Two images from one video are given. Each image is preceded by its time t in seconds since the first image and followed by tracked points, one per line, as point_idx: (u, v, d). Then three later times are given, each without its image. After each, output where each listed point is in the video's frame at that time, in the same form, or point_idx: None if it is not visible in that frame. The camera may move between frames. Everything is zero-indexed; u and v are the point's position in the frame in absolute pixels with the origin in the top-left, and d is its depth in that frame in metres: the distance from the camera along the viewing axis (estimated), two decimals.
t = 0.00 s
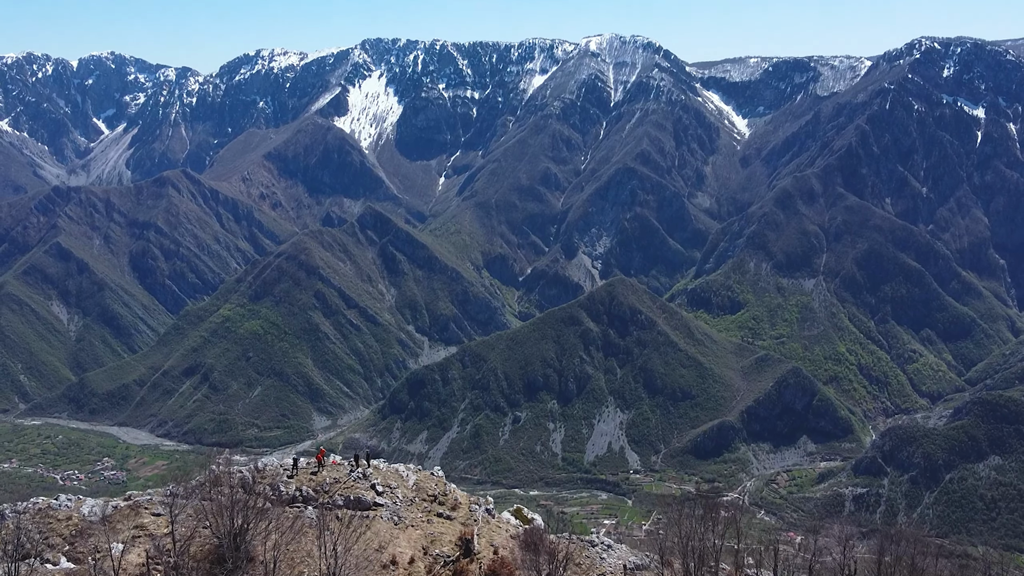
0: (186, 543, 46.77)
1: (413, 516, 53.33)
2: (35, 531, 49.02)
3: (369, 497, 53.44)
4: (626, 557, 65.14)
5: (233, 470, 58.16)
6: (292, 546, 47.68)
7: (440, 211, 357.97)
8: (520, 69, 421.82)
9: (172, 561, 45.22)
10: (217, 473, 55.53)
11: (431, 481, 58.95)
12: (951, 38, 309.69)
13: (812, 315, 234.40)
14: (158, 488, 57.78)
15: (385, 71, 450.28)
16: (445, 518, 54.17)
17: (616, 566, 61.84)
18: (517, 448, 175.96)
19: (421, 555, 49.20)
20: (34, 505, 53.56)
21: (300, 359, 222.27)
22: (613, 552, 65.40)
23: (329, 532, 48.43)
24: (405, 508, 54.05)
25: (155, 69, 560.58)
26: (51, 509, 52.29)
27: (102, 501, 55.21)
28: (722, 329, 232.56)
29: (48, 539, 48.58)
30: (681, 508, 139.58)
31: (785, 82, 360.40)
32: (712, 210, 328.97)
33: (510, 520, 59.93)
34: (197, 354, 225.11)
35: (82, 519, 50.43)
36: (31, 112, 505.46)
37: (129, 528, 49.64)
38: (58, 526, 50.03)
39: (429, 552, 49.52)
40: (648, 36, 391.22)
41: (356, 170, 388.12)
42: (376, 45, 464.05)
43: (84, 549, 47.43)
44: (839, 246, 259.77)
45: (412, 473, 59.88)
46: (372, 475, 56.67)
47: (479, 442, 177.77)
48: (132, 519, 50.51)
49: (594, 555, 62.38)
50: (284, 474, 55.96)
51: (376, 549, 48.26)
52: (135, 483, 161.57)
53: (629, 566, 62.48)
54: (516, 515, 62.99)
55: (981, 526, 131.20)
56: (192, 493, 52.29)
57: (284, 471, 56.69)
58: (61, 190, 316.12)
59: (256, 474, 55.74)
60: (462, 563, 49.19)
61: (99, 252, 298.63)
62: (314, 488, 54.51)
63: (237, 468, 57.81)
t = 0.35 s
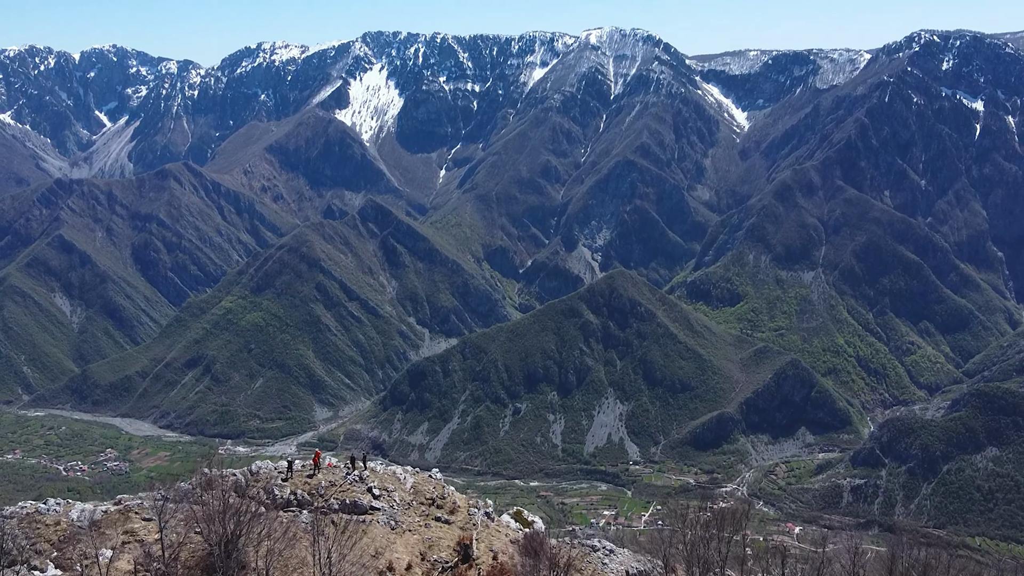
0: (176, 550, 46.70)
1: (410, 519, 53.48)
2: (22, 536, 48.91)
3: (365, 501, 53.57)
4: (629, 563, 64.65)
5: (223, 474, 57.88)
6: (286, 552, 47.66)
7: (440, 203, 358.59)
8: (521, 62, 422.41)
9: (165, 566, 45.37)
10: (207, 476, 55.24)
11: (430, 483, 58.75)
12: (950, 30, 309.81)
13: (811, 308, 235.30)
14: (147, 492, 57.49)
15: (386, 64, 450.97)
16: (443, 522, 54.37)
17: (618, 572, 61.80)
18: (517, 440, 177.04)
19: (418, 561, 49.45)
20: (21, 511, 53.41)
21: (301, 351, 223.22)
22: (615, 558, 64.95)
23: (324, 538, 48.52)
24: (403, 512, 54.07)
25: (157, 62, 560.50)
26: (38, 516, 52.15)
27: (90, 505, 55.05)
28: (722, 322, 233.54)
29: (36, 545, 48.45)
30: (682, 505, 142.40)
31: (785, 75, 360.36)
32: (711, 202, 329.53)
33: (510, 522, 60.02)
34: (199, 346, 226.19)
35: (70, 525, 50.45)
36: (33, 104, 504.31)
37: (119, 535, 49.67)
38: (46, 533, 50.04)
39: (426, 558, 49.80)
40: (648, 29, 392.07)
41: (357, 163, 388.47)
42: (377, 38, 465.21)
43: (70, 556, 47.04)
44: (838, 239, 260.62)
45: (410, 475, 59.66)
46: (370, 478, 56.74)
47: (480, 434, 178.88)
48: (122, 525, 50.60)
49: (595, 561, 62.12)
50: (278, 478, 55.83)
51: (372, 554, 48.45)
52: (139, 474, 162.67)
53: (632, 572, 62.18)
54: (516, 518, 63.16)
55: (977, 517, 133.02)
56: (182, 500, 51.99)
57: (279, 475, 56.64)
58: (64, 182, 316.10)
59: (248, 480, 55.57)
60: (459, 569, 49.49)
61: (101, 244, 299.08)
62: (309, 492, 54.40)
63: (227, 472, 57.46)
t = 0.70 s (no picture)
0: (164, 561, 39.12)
1: (407, 525, 45.06)
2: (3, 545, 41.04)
3: (360, 506, 45.05)
4: (633, 570, 57.72)
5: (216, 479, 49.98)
6: (278, 565, 40.02)
7: (441, 195, 359.56)
8: (521, 54, 423.26)
9: None
10: (200, 482, 47.21)
11: (427, 486, 49.83)
12: (950, 23, 309.95)
13: (810, 299, 236.07)
14: (137, 497, 49.54)
15: (387, 56, 451.21)
16: (440, 527, 45.85)
17: None
18: (517, 430, 178.09)
19: (416, 569, 41.40)
20: None
21: (302, 341, 224.15)
22: (618, 565, 58.03)
23: (317, 548, 40.12)
24: (399, 518, 45.42)
25: (158, 54, 560.95)
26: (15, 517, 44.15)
27: (76, 510, 47.01)
28: (721, 313, 234.59)
29: (19, 553, 40.59)
30: (682, 496, 144.34)
31: (784, 67, 360.53)
32: (711, 194, 329.95)
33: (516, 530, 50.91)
34: (201, 336, 227.20)
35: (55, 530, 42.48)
36: (35, 96, 503.79)
37: (106, 542, 41.76)
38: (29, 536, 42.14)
39: (424, 566, 41.68)
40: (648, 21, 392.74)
41: (358, 155, 389.35)
42: (378, 30, 465.51)
43: (56, 564, 39.32)
44: (837, 231, 261.32)
45: (405, 478, 50.53)
46: (364, 479, 47.99)
47: (480, 424, 179.89)
48: (110, 530, 42.70)
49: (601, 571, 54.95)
50: (272, 481, 47.21)
51: (367, 561, 40.68)
52: (143, 464, 163.85)
53: None
54: (515, 522, 56.33)
55: (974, 507, 134.01)
56: (173, 506, 44.04)
57: (271, 477, 47.96)
58: (66, 174, 316.18)
59: (241, 484, 47.27)
60: None
61: (104, 235, 299.60)
62: (303, 496, 45.80)
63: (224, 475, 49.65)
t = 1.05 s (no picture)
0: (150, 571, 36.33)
1: (403, 530, 43.33)
2: None
3: (355, 511, 43.46)
4: None
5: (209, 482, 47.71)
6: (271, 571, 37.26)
7: (442, 187, 360.27)
8: (521, 47, 423.87)
9: None
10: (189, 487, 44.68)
11: (425, 491, 48.27)
12: (949, 16, 310.37)
13: (809, 291, 236.99)
14: (129, 500, 47.29)
15: (388, 49, 451.68)
16: (438, 532, 44.18)
17: None
18: (517, 421, 179.07)
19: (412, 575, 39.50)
20: None
21: (304, 333, 225.19)
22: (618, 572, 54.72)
23: (310, 554, 37.80)
24: (395, 523, 43.75)
25: (160, 47, 560.93)
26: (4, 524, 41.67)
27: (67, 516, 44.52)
28: (720, 305, 235.60)
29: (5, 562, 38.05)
30: (681, 488, 145.60)
31: (784, 59, 360.88)
32: (711, 186, 330.43)
33: (517, 538, 49.02)
34: (203, 328, 228.31)
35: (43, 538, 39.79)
36: (37, 89, 503.04)
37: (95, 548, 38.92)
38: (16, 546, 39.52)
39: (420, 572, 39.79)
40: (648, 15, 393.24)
41: (359, 147, 389.88)
42: (379, 23, 465.77)
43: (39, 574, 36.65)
44: (836, 223, 262.10)
45: (402, 482, 49.01)
46: (360, 484, 46.41)
47: (481, 415, 180.91)
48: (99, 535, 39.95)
49: None
50: (265, 485, 45.73)
51: (361, 567, 38.69)
52: (146, 456, 165.01)
53: None
54: (515, 525, 53.84)
55: (971, 498, 134.78)
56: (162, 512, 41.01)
57: (264, 482, 46.08)
58: (68, 166, 316.46)
59: (233, 489, 45.25)
60: None
61: (106, 227, 300.15)
62: (297, 501, 44.13)
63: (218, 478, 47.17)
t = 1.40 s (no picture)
0: None
1: (399, 538, 40.46)
2: None
3: (350, 517, 40.58)
4: None
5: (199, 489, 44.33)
6: None
7: (442, 179, 360.76)
8: (522, 39, 424.30)
9: None
10: (179, 494, 41.63)
11: (421, 496, 45.12)
12: (948, 7, 310.31)
13: (808, 282, 237.70)
14: (116, 509, 44.34)
15: (388, 41, 451.78)
16: (435, 540, 41.26)
17: None
18: (518, 412, 180.17)
19: None
20: None
21: (305, 324, 226.13)
22: None
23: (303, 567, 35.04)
24: (391, 530, 40.95)
25: (162, 38, 560.49)
26: None
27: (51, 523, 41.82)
28: (720, 297, 236.46)
29: None
30: (680, 477, 146.79)
31: (784, 52, 361.05)
32: (710, 178, 331.03)
33: (516, 542, 45.91)
34: (205, 319, 229.13)
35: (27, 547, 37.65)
36: (39, 81, 502.25)
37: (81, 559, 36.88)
38: None
39: None
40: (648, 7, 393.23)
41: (359, 139, 390.40)
42: (379, 15, 465.71)
43: None
44: (834, 215, 262.67)
45: (398, 487, 45.75)
46: (354, 489, 43.27)
47: (481, 406, 182.01)
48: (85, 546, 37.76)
49: None
50: (257, 491, 42.44)
51: None
52: (148, 446, 166.21)
53: None
54: (513, 530, 49.65)
55: (969, 488, 135.75)
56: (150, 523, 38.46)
57: (256, 488, 42.82)
58: (70, 157, 316.23)
59: (224, 496, 41.87)
60: None
61: (108, 219, 300.40)
62: (290, 506, 41.05)
63: (207, 484, 43.80)
